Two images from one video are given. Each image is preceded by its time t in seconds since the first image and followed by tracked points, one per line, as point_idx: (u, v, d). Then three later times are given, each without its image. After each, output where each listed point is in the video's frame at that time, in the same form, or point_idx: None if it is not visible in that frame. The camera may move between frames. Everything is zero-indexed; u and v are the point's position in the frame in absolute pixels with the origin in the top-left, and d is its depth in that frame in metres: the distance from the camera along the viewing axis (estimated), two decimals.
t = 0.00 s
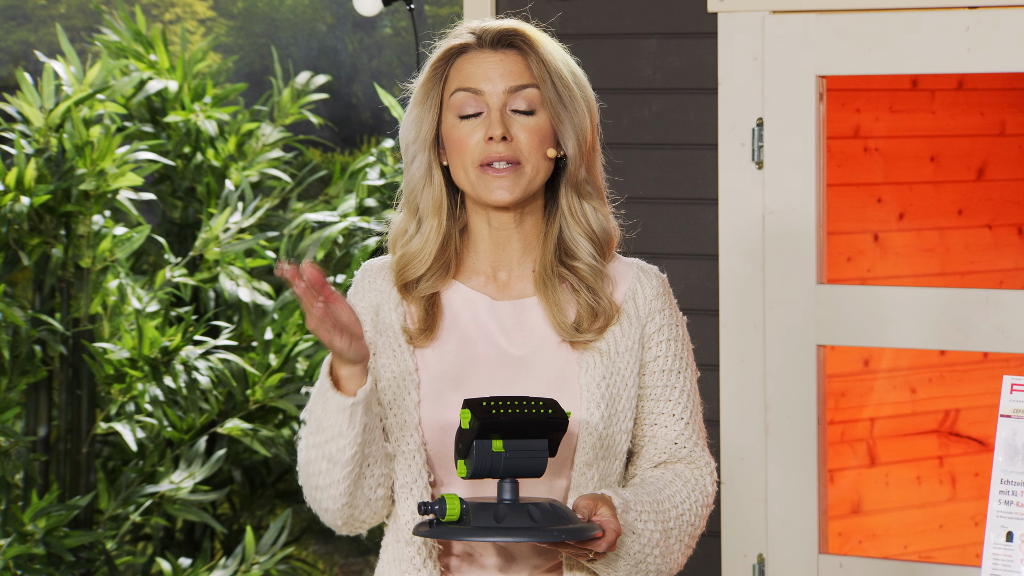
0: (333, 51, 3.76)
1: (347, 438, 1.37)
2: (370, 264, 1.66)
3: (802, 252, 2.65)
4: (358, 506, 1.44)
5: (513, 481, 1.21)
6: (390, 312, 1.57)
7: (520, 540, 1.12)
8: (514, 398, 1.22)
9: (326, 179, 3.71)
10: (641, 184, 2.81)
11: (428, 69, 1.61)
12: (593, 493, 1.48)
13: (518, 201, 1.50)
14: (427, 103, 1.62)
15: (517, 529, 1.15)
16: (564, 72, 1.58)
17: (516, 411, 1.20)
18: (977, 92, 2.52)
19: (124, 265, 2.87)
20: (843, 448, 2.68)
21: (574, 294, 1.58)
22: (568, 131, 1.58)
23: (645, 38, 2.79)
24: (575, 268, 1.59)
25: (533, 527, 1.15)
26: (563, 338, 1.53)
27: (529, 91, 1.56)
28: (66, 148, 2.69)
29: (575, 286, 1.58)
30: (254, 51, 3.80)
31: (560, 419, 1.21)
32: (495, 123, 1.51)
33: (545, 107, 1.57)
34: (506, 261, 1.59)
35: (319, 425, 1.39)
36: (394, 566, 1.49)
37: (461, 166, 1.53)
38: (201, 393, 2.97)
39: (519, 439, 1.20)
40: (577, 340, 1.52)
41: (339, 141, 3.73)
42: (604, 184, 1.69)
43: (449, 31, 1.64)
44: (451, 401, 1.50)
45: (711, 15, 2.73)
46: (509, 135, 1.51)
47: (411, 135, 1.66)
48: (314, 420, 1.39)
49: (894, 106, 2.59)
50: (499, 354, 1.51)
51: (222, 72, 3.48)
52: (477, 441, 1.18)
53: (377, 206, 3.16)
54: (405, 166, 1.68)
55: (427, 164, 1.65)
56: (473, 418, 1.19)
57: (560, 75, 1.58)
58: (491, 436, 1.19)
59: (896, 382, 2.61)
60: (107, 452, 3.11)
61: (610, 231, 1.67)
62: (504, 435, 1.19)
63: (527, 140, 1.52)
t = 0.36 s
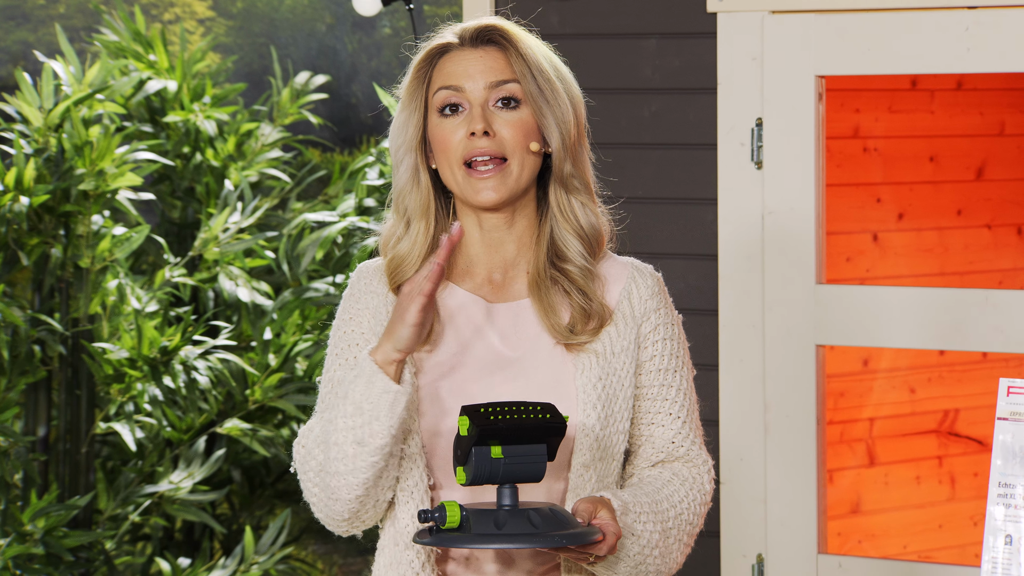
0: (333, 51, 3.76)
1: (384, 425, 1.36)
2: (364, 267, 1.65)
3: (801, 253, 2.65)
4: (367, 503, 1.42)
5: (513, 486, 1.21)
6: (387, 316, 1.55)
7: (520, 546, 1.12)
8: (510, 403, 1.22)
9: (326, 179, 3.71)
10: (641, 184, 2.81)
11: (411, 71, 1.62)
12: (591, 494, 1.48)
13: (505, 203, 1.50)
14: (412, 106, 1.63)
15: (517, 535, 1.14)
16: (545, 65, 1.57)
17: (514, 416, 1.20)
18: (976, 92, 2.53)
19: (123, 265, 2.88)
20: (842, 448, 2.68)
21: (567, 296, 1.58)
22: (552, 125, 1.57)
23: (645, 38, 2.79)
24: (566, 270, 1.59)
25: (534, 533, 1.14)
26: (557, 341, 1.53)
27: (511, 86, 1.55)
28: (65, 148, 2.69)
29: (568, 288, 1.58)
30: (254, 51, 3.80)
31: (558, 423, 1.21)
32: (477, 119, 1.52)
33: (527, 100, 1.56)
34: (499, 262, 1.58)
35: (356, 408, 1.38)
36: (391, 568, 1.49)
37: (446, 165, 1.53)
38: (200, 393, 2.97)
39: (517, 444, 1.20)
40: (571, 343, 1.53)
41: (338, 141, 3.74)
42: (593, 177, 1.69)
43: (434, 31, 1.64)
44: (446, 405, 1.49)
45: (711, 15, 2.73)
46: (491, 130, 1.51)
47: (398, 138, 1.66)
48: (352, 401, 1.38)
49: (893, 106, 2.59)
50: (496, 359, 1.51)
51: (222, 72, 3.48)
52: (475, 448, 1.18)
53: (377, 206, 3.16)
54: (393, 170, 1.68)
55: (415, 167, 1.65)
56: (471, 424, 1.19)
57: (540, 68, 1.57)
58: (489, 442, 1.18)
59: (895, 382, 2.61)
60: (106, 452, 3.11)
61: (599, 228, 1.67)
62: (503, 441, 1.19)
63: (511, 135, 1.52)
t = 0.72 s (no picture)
0: (332, 52, 3.76)
1: (353, 450, 1.36)
2: (365, 266, 1.66)
3: (800, 253, 2.65)
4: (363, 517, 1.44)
5: (519, 483, 1.21)
6: (386, 315, 1.56)
7: (528, 540, 1.12)
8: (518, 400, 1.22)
9: (325, 180, 3.71)
10: (640, 185, 2.81)
11: (410, 81, 1.61)
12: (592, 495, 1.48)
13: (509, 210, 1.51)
14: (412, 114, 1.63)
15: (524, 530, 1.14)
16: (541, 77, 1.56)
17: (522, 412, 1.20)
18: (976, 92, 2.53)
19: (123, 266, 2.89)
20: (841, 449, 2.68)
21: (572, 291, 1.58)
22: (551, 134, 1.56)
23: (644, 39, 2.79)
24: (571, 266, 1.59)
25: (540, 529, 1.14)
26: (562, 336, 1.53)
27: (509, 98, 1.54)
28: (64, 148, 2.69)
29: (573, 284, 1.57)
30: (253, 52, 3.80)
31: (566, 420, 1.21)
32: (477, 135, 1.51)
33: (526, 113, 1.55)
34: (502, 263, 1.58)
35: (323, 439, 1.38)
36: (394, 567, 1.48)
37: (448, 178, 1.53)
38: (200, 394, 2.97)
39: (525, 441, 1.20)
40: (577, 338, 1.52)
41: (338, 142, 3.74)
42: (595, 176, 1.68)
43: (429, 37, 1.62)
44: (450, 405, 1.50)
45: (710, 16, 2.73)
46: (492, 147, 1.51)
47: (400, 143, 1.66)
48: (317, 434, 1.38)
49: (892, 107, 2.59)
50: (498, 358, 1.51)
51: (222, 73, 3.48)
52: (484, 443, 1.18)
53: (376, 206, 3.15)
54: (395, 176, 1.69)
55: (416, 172, 1.65)
56: (481, 419, 1.19)
57: (538, 78, 1.55)
58: (498, 437, 1.19)
59: (894, 382, 2.61)
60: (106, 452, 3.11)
61: (603, 227, 1.66)
62: (510, 437, 1.19)
63: (511, 149, 1.52)
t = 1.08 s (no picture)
0: (333, 53, 3.76)
1: (371, 460, 1.36)
2: (365, 268, 1.66)
3: (801, 254, 2.65)
4: (372, 524, 1.44)
5: (519, 487, 1.21)
6: (386, 318, 1.56)
7: (525, 545, 1.12)
8: (519, 404, 1.22)
9: (326, 181, 3.71)
10: (641, 186, 2.81)
11: (411, 79, 1.61)
12: (593, 496, 1.48)
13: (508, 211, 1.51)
14: (413, 112, 1.62)
15: (524, 535, 1.14)
16: (542, 78, 1.55)
17: (522, 416, 1.19)
18: (977, 94, 2.53)
19: (124, 267, 2.90)
20: (841, 450, 2.68)
21: (570, 293, 1.58)
22: (551, 135, 1.56)
23: (644, 40, 2.79)
24: (569, 268, 1.59)
25: (540, 534, 1.14)
26: (559, 337, 1.53)
27: (509, 99, 1.54)
28: (65, 150, 2.70)
29: (570, 285, 1.58)
30: (254, 53, 3.80)
31: (567, 425, 1.21)
32: (477, 135, 1.51)
33: (526, 114, 1.55)
34: (501, 263, 1.58)
35: (339, 448, 1.37)
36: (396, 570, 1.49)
37: (447, 177, 1.53)
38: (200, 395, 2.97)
39: (525, 445, 1.20)
40: (574, 340, 1.53)
41: (338, 143, 3.74)
42: (595, 178, 1.68)
43: (430, 36, 1.62)
44: (450, 407, 1.49)
45: (710, 17, 2.73)
46: (491, 147, 1.51)
47: (400, 142, 1.66)
48: (334, 442, 1.37)
49: (893, 108, 2.59)
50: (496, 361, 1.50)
51: (222, 74, 3.48)
52: (484, 447, 1.18)
53: (377, 208, 3.15)
54: (395, 175, 1.69)
55: (416, 172, 1.66)
56: (481, 424, 1.18)
57: (538, 79, 1.55)
58: (498, 442, 1.18)
59: (895, 383, 2.61)
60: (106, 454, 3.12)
61: (602, 229, 1.66)
62: (511, 441, 1.19)
63: (511, 149, 1.52)
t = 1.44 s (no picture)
0: (333, 54, 3.77)
1: (412, 424, 1.35)
2: (368, 267, 1.65)
3: (801, 255, 2.66)
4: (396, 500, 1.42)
5: (517, 488, 1.21)
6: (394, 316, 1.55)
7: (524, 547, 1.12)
8: (517, 406, 1.22)
9: (326, 182, 3.71)
10: (641, 186, 2.81)
11: (401, 92, 1.61)
12: (593, 496, 1.48)
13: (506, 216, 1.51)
14: (405, 125, 1.63)
15: (522, 537, 1.14)
16: (531, 80, 1.55)
17: (522, 418, 1.19)
18: (977, 94, 2.53)
19: (124, 268, 2.90)
20: (842, 450, 2.68)
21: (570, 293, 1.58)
22: (544, 136, 1.55)
23: (644, 40, 2.79)
24: (568, 267, 1.59)
25: (539, 536, 1.14)
26: (561, 338, 1.54)
27: (499, 104, 1.53)
28: (65, 150, 2.70)
29: (570, 285, 1.58)
30: (254, 54, 3.80)
31: (565, 426, 1.21)
32: (471, 143, 1.51)
33: (518, 117, 1.54)
34: (503, 265, 1.59)
35: (379, 413, 1.35)
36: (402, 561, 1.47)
37: (445, 187, 1.53)
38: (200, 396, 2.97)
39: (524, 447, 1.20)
40: (576, 340, 1.53)
41: (338, 144, 3.74)
42: (593, 174, 1.67)
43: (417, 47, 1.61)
44: (456, 408, 1.50)
45: (710, 17, 2.73)
46: (486, 154, 1.50)
47: (394, 153, 1.66)
48: (373, 407, 1.36)
49: (893, 108, 2.59)
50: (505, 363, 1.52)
51: (222, 75, 3.48)
52: (483, 448, 1.18)
53: (377, 209, 3.15)
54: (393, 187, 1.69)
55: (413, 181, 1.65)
56: (479, 425, 1.18)
57: (527, 81, 1.54)
58: (496, 443, 1.18)
59: (895, 384, 2.61)
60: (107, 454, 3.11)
61: (601, 224, 1.66)
62: (509, 442, 1.19)
63: (506, 154, 1.52)
